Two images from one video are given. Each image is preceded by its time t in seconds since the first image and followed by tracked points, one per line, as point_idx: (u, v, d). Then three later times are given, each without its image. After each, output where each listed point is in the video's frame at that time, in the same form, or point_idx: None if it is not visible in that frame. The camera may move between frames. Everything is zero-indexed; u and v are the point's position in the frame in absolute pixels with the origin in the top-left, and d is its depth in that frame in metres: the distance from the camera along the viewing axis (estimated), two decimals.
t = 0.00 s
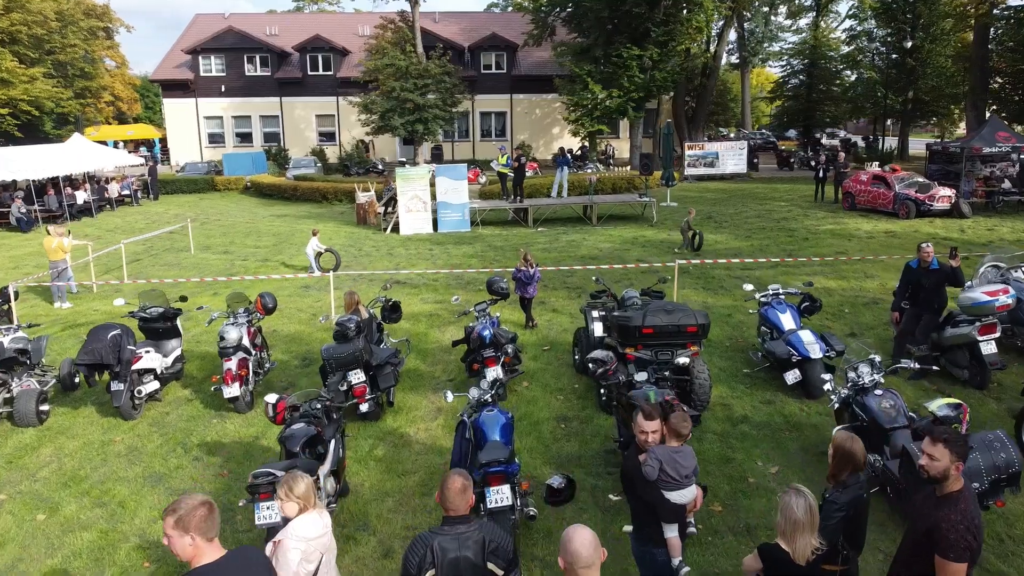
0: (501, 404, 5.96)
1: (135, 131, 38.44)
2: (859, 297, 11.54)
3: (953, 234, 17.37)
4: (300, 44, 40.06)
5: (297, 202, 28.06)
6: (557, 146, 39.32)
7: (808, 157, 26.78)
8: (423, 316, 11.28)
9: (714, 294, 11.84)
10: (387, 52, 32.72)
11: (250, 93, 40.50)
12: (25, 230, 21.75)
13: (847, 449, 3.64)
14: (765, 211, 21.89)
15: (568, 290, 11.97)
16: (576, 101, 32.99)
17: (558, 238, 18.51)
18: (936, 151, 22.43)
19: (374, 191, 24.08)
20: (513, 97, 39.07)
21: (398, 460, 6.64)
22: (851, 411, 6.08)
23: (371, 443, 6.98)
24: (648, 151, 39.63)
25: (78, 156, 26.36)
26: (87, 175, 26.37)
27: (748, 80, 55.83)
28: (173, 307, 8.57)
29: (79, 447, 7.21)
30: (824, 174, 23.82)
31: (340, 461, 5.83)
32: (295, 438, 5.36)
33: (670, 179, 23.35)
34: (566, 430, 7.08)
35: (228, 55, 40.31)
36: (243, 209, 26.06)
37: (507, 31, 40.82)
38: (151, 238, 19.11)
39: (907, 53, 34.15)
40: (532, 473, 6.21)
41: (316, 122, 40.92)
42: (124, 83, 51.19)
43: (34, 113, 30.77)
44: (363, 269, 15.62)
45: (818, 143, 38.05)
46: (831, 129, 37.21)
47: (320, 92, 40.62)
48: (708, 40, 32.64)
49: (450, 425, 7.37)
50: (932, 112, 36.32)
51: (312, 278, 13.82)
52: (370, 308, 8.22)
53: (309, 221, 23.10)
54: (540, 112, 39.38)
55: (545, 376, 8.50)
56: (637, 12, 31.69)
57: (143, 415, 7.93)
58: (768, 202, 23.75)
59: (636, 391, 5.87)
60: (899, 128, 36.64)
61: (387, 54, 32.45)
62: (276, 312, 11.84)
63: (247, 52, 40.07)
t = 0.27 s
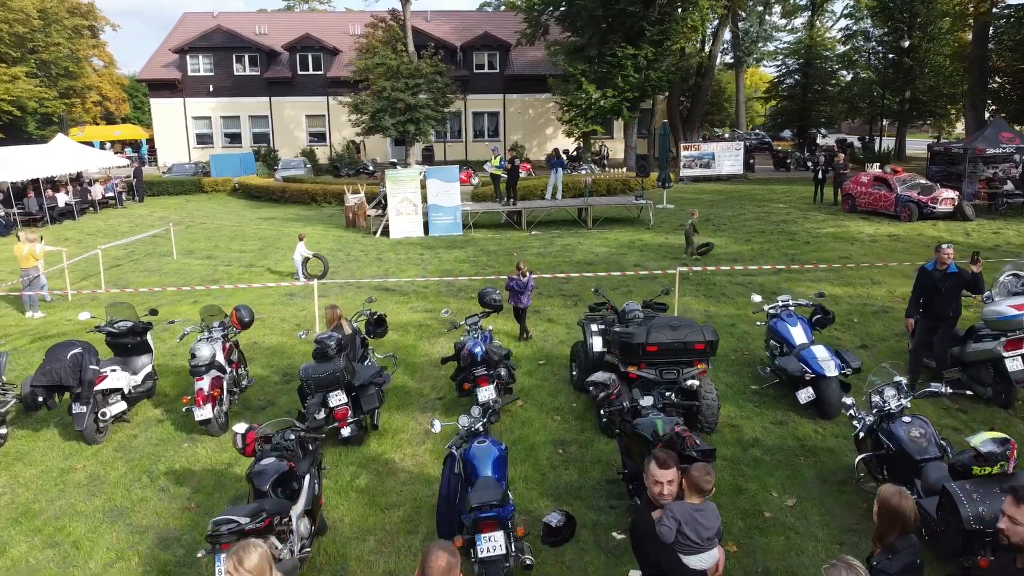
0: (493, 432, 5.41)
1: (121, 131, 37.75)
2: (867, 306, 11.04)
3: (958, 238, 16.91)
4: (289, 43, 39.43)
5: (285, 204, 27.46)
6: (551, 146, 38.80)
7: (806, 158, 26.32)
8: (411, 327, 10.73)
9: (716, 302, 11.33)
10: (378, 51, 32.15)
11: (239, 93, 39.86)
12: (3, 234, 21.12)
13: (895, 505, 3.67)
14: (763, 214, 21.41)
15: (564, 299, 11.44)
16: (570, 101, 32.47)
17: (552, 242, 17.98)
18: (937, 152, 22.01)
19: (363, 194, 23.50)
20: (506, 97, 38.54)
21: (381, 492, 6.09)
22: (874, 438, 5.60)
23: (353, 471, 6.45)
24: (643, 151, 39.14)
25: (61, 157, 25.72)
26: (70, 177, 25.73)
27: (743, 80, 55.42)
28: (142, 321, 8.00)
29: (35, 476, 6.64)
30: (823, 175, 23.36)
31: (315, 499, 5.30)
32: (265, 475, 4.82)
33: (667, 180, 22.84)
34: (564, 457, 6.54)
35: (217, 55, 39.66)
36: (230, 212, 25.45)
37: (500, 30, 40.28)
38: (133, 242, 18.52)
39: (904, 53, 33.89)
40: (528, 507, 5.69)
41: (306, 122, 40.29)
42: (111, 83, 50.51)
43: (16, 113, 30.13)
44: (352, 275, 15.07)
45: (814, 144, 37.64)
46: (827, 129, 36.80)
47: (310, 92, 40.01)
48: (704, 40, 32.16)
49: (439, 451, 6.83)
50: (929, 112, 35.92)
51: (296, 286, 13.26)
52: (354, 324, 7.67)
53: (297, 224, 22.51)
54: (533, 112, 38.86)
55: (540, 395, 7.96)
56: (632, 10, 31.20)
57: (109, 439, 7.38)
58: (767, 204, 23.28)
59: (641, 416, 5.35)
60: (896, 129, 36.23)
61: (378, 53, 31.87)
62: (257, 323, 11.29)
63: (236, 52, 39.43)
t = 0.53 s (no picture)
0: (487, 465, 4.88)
1: (108, 132, 37.12)
2: (879, 315, 10.54)
3: (965, 242, 16.44)
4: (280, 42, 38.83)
5: (275, 206, 26.89)
6: (546, 147, 38.30)
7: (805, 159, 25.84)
8: (400, 338, 10.20)
9: (720, 311, 10.83)
10: (370, 50, 31.59)
11: (228, 93, 39.24)
12: None
13: None
14: (764, 216, 20.94)
15: (561, 309, 10.92)
16: (564, 100, 31.95)
17: (548, 246, 17.46)
18: (940, 152, 21.56)
19: (354, 196, 22.93)
20: (500, 97, 38.01)
21: (363, 529, 5.56)
22: (905, 470, 5.09)
23: (334, 504, 5.92)
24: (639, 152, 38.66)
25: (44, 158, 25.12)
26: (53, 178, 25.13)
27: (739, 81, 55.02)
28: (110, 337, 7.43)
29: None
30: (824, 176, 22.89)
31: (287, 545, 4.75)
32: (231, 520, 4.29)
33: (665, 182, 22.34)
34: (564, 487, 6.02)
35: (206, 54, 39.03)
36: (218, 214, 24.86)
37: (494, 29, 39.75)
38: (116, 247, 17.95)
39: (902, 52, 33.51)
40: (525, 548, 5.18)
41: (297, 122, 39.68)
42: (100, 83, 49.79)
43: None
44: (340, 281, 14.53)
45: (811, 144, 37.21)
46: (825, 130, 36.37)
47: (302, 92, 39.40)
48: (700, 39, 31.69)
49: (427, 480, 6.30)
50: (928, 112, 35.51)
51: (282, 294, 12.72)
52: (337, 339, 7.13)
53: (286, 227, 21.94)
54: (527, 112, 38.35)
55: (538, 415, 7.43)
56: (627, 8, 30.69)
57: (71, 465, 6.84)
58: (766, 206, 22.79)
59: (650, 448, 4.83)
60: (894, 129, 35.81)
61: (370, 52, 31.31)
62: (239, 334, 10.74)
63: (225, 51, 38.81)
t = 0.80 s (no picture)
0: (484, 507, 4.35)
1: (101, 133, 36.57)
2: (897, 326, 10.01)
3: (978, 246, 15.93)
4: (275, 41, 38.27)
5: (269, 207, 26.35)
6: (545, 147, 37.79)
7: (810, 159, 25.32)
8: (393, 350, 9.67)
9: (730, 321, 10.31)
10: (366, 49, 31.05)
11: (223, 92, 38.70)
12: None
13: None
14: (769, 218, 20.43)
15: (562, 319, 10.38)
16: (563, 100, 31.43)
17: (548, 250, 16.93)
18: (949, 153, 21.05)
19: (349, 197, 22.38)
20: (498, 96, 37.50)
21: (347, 573, 5.03)
22: (951, 512, 4.55)
23: (316, 542, 5.39)
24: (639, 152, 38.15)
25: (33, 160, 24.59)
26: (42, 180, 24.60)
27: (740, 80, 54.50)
28: (80, 353, 6.89)
29: None
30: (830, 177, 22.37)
31: None
32: None
33: (668, 183, 21.81)
34: (569, 523, 5.49)
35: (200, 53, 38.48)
36: (210, 216, 24.33)
37: (492, 28, 39.23)
38: (103, 251, 17.43)
39: (906, 51, 33.02)
40: None
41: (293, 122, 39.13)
42: (94, 83, 49.24)
43: None
44: (333, 288, 14.00)
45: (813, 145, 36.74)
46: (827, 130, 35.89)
47: (297, 92, 38.86)
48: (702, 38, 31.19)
49: (419, 514, 5.77)
50: (933, 112, 35.01)
51: (271, 302, 12.20)
52: (322, 357, 6.62)
53: (279, 230, 21.40)
54: (526, 112, 37.84)
55: (539, 438, 6.90)
56: (628, 7, 30.18)
57: (34, 495, 6.31)
58: (771, 208, 22.28)
59: (667, 489, 4.31)
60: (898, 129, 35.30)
61: (366, 51, 30.76)
62: (225, 345, 10.21)
63: (220, 50, 38.26)
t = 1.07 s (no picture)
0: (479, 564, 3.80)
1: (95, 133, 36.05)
2: (918, 337, 9.49)
3: (994, 250, 15.40)
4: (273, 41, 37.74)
5: (264, 209, 25.84)
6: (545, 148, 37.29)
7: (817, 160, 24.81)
8: (386, 363, 9.16)
9: (742, 332, 9.78)
10: (364, 49, 30.53)
11: (219, 92, 38.17)
12: None
13: None
14: (775, 220, 19.90)
15: (565, 330, 9.86)
16: (564, 100, 30.91)
17: (549, 254, 16.41)
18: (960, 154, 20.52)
19: (345, 198, 21.84)
20: (498, 96, 36.99)
21: None
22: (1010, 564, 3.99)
23: None
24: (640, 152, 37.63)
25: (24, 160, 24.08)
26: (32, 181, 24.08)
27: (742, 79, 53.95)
28: (47, 374, 6.36)
29: None
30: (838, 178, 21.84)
31: None
32: None
33: (672, 184, 21.28)
34: (576, 567, 4.96)
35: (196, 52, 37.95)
36: (204, 218, 23.81)
37: (492, 27, 38.69)
38: (92, 255, 16.90)
39: (913, 51, 32.47)
40: None
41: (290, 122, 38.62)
42: (90, 82, 48.69)
43: None
44: (326, 294, 13.48)
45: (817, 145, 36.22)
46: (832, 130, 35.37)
47: (295, 91, 38.34)
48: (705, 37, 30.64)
49: (410, 555, 5.24)
50: (940, 112, 34.44)
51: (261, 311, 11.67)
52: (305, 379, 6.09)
53: (273, 232, 20.89)
54: (526, 112, 37.32)
55: (541, 464, 6.38)
56: (630, 5, 29.63)
57: None
58: (777, 209, 21.74)
59: (689, 541, 3.78)
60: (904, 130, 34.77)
61: (363, 50, 30.23)
62: (210, 357, 9.69)
63: (216, 49, 37.73)
